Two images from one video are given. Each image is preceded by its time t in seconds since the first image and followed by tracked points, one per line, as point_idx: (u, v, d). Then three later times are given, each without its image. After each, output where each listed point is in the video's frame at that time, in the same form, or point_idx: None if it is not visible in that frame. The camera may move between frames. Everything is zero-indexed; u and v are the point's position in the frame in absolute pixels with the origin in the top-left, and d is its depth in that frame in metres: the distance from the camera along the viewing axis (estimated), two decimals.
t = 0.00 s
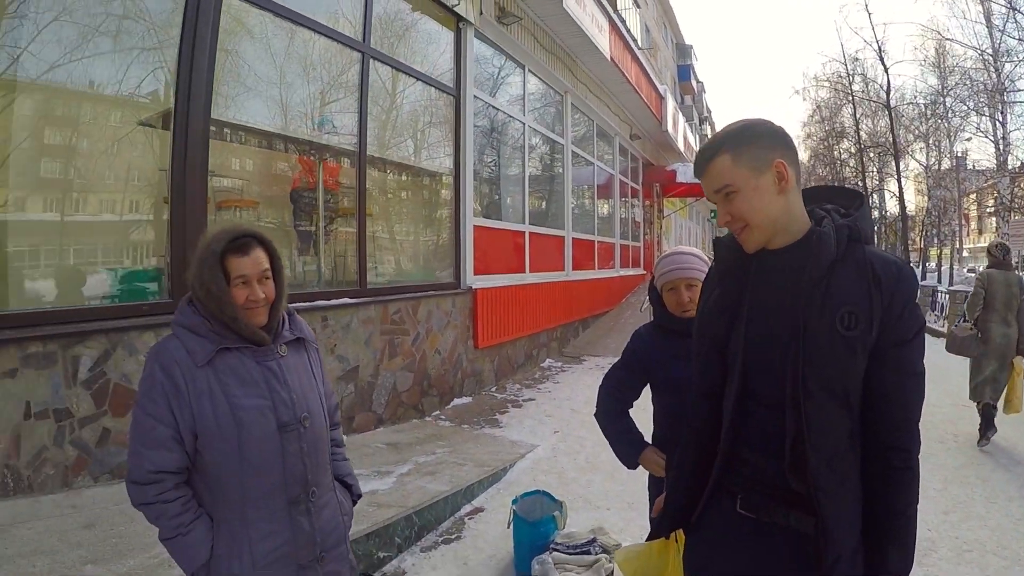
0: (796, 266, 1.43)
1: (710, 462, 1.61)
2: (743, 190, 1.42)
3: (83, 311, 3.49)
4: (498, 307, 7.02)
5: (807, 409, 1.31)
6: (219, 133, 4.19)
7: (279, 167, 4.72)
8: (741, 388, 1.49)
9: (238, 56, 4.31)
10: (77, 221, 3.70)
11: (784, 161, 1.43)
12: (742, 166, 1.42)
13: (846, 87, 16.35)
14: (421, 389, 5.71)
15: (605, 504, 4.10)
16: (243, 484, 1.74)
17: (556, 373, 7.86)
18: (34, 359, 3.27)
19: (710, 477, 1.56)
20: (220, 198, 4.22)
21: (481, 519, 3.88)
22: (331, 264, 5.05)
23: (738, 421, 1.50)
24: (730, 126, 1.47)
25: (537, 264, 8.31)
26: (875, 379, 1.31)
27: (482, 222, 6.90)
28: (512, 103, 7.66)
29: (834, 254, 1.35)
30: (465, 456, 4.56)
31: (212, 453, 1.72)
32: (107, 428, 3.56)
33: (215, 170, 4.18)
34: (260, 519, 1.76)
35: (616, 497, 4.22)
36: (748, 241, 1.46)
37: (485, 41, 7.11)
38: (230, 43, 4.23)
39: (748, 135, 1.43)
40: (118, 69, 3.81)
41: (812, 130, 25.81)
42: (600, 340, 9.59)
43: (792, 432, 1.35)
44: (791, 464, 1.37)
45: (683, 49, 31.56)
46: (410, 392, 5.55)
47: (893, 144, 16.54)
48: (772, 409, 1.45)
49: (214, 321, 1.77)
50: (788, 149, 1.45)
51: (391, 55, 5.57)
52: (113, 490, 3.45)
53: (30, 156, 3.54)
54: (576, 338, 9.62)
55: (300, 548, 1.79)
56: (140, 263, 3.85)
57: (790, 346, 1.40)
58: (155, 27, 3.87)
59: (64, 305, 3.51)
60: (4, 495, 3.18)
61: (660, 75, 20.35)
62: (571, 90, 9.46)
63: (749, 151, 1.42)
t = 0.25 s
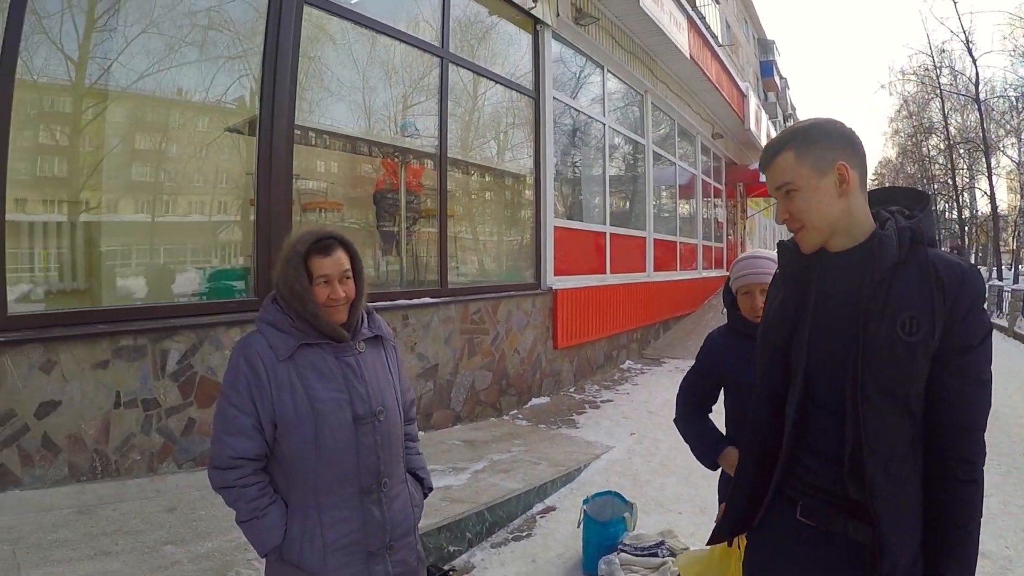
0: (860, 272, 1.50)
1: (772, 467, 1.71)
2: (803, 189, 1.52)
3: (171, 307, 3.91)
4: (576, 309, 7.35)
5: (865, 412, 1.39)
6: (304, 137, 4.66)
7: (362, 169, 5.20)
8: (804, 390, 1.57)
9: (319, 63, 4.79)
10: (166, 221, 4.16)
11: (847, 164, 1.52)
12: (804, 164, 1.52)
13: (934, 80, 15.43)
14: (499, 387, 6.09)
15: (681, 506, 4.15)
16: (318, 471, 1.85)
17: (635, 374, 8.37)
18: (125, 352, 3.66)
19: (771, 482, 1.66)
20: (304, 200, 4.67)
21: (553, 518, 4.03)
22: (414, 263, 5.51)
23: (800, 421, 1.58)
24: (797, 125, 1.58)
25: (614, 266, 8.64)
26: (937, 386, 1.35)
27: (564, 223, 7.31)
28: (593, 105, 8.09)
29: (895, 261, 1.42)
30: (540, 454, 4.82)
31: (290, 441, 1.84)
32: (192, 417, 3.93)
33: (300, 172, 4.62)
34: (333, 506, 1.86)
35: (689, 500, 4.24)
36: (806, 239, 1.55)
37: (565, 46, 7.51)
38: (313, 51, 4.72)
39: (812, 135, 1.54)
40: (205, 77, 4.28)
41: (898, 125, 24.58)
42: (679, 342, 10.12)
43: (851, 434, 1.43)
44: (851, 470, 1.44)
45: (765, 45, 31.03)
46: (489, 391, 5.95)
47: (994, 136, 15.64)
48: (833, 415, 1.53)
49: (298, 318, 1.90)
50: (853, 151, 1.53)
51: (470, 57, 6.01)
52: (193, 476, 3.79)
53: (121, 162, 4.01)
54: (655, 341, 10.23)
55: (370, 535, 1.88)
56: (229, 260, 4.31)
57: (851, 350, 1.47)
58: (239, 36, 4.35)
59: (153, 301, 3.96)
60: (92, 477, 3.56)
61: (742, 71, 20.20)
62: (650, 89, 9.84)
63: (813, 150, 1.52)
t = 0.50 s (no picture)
0: (897, 272, 1.51)
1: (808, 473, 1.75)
2: (839, 184, 1.53)
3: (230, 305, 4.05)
4: (631, 309, 7.33)
5: (900, 416, 1.41)
6: (362, 138, 4.83)
7: (422, 170, 5.32)
8: (841, 391, 1.60)
9: (377, 65, 4.94)
10: (228, 223, 4.32)
11: (886, 159, 1.52)
12: (841, 159, 1.53)
13: (998, 72, 14.74)
14: (553, 386, 6.13)
15: (730, 511, 4.10)
16: (359, 463, 1.90)
17: (691, 376, 8.33)
18: (182, 346, 3.82)
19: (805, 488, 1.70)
20: (359, 201, 4.81)
21: (600, 519, 4.03)
22: (470, 262, 5.62)
23: (836, 423, 1.61)
24: (838, 117, 1.59)
25: (671, 266, 8.62)
26: (976, 391, 1.35)
27: (621, 224, 7.31)
28: (651, 105, 8.11)
29: (933, 261, 1.43)
30: (591, 455, 4.87)
31: (332, 433, 1.90)
32: (246, 411, 4.06)
33: (358, 175, 4.79)
34: (374, 497, 1.91)
35: (738, 505, 4.18)
36: (840, 235, 1.57)
37: (622, 46, 7.54)
38: (371, 54, 4.88)
39: (851, 128, 1.54)
40: (266, 81, 4.44)
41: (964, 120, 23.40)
42: (737, 345, 10.03)
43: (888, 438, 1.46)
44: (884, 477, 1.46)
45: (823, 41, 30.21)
46: (542, 391, 6.00)
47: None
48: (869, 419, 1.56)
49: (343, 315, 1.96)
50: (893, 145, 1.53)
51: (526, 58, 6.09)
52: (244, 467, 3.92)
53: (184, 165, 4.19)
54: (713, 343, 10.19)
55: (410, 527, 1.93)
56: (290, 259, 4.46)
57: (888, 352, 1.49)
58: (297, 41, 4.49)
59: (213, 298, 4.15)
60: (148, 465, 3.74)
61: (801, 67, 19.76)
62: (708, 87, 9.79)
63: (851, 144, 1.53)
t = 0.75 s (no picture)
0: (919, 270, 1.53)
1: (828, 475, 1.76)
2: (860, 179, 1.55)
3: (267, 302, 4.12)
4: (666, 310, 7.28)
5: (920, 422, 1.41)
6: (400, 139, 4.91)
7: (459, 171, 5.36)
8: (862, 394, 1.60)
9: (414, 66, 5.01)
10: (268, 223, 4.40)
11: (908, 154, 1.53)
12: (861, 154, 1.55)
13: None
14: (587, 386, 6.13)
15: (758, 513, 4.06)
16: (384, 456, 1.93)
17: (726, 378, 8.23)
18: (217, 342, 3.91)
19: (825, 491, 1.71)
20: (397, 200, 4.90)
21: (629, 520, 4.01)
22: (505, 262, 5.65)
23: (857, 426, 1.62)
24: (859, 114, 1.61)
25: (708, 266, 8.54)
26: (999, 393, 1.34)
27: (656, 225, 7.24)
28: (689, 105, 8.08)
29: (956, 260, 1.43)
30: (623, 456, 4.85)
31: (359, 426, 1.93)
32: (280, 406, 4.14)
33: (396, 177, 4.86)
34: (398, 490, 1.93)
35: (769, 508, 4.12)
36: (862, 231, 1.58)
37: (659, 45, 7.52)
38: (408, 55, 4.95)
39: (872, 124, 1.57)
40: (305, 83, 4.51)
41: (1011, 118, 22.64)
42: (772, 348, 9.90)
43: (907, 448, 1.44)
44: (903, 482, 1.46)
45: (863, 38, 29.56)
46: (575, 390, 5.99)
47: None
48: (891, 421, 1.56)
49: (368, 307, 2.00)
50: (914, 141, 1.55)
51: (562, 59, 6.09)
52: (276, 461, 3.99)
53: (225, 165, 4.29)
54: (749, 346, 10.06)
55: (432, 522, 1.94)
56: (328, 259, 4.55)
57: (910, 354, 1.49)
58: (335, 43, 4.56)
59: (252, 296, 4.24)
60: (182, 457, 3.83)
61: (841, 65, 19.38)
62: (745, 86, 9.70)
63: (871, 139, 1.55)
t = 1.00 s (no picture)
0: (932, 266, 1.53)
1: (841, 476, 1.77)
2: (874, 175, 1.54)
3: (287, 300, 4.15)
4: (686, 311, 7.23)
5: (930, 420, 1.41)
6: (424, 139, 4.95)
7: (480, 171, 5.39)
8: (875, 392, 1.61)
9: (436, 67, 5.05)
10: (290, 223, 4.46)
11: (922, 148, 1.52)
12: (875, 150, 1.55)
13: None
14: (606, 386, 6.10)
15: (774, 515, 4.02)
16: (396, 451, 1.94)
17: (747, 379, 8.16)
18: (238, 339, 3.96)
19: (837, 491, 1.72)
20: (419, 199, 4.90)
21: (646, 520, 4.00)
22: (526, 263, 5.66)
23: (870, 425, 1.63)
24: (872, 109, 1.60)
25: (730, 266, 8.46)
26: (1014, 392, 1.32)
27: (678, 225, 7.18)
28: (711, 104, 8.01)
29: (970, 256, 1.41)
30: (642, 456, 4.82)
31: (372, 421, 1.94)
32: (299, 403, 4.19)
33: (416, 176, 4.88)
34: (410, 485, 1.95)
35: (787, 510, 4.08)
36: (877, 226, 1.58)
37: (681, 44, 7.47)
38: (430, 56, 4.99)
39: (885, 119, 1.56)
40: (327, 83, 4.55)
41: None
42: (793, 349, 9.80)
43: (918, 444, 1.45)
44: (913, 481, 1.46)
45: (889, 36, 29.16)
46: (594, 390, 5.97)
47: None
48: (903, 421, 1.56)
49: (384, 306, 2.02)
50: (928, 135, 1.54)
51: (583, 58, 6.07)
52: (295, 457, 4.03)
53: (248, 166, 4.36)
54: (771, 347, 9.95)
55: (443, 517, 1.95)
56: (349, 258, 4.58)
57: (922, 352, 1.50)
58: (357, 43, 4.60)
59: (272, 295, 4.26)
60: (202, 452, 3.88)
61: (866, 64, 19.10)
62: (768, 86, 9.60)
63: (885, 134, 1.55)
